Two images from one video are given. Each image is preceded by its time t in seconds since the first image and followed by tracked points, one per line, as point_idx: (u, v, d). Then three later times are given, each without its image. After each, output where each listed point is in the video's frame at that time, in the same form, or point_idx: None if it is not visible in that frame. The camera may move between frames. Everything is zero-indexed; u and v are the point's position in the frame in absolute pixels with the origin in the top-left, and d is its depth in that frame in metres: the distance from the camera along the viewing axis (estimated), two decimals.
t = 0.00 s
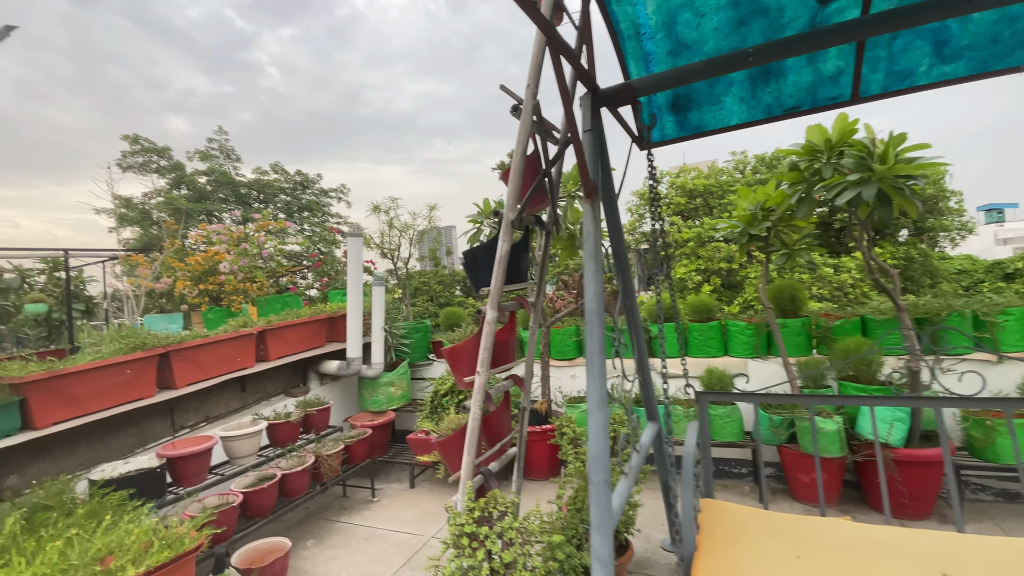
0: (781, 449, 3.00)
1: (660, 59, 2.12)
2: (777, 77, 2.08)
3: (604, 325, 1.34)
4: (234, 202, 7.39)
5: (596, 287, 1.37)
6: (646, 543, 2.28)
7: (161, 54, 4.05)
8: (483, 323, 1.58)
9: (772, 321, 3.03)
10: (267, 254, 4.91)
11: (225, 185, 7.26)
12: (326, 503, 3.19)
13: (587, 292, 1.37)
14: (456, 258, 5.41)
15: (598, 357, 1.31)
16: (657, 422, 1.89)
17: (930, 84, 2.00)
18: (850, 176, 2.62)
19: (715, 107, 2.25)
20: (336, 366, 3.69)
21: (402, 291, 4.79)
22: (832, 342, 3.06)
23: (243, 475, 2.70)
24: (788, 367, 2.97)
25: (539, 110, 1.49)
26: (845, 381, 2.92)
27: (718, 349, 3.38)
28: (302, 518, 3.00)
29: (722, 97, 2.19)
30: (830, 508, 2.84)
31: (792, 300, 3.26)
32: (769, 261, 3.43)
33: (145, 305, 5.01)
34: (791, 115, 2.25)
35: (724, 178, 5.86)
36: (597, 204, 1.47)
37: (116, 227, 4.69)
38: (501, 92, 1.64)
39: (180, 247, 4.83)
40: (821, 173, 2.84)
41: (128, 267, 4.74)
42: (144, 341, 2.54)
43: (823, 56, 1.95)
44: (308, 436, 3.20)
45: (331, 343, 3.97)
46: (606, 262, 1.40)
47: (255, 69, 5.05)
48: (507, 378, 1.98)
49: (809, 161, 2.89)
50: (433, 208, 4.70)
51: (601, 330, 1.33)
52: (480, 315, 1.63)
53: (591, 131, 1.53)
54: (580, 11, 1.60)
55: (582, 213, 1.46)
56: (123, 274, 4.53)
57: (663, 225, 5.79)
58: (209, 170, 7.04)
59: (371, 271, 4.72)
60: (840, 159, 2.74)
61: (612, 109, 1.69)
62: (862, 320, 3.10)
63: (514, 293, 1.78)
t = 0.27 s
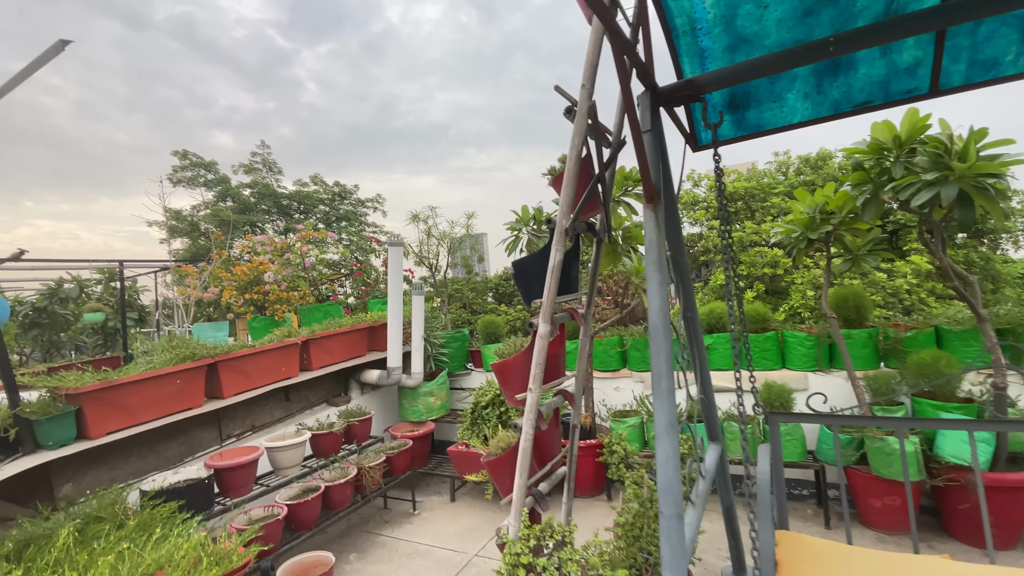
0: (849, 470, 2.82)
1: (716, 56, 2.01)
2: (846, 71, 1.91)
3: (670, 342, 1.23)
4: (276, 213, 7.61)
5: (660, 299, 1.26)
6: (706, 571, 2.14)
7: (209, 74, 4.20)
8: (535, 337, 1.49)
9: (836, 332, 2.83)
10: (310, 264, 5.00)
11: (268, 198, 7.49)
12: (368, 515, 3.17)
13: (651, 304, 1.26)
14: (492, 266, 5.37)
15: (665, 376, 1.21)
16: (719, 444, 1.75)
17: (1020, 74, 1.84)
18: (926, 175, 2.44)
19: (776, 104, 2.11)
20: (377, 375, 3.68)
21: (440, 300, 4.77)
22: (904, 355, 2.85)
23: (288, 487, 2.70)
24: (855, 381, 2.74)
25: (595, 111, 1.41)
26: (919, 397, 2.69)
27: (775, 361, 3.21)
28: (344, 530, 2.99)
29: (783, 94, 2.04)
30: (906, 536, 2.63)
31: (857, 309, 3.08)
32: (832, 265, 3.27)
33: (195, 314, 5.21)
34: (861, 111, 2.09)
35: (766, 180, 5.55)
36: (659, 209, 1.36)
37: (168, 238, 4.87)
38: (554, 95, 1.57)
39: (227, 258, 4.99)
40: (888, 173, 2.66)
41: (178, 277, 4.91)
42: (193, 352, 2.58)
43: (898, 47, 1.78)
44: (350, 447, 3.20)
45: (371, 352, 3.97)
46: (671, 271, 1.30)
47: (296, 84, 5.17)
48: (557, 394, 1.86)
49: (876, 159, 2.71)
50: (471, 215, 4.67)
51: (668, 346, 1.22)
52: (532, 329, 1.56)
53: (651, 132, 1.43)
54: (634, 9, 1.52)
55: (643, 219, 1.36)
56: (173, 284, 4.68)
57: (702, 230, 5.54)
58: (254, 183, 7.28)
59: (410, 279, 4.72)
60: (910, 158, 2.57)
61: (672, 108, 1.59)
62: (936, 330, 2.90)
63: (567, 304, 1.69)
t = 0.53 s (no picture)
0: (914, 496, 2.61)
1: (767, 54, 1.90)
2: (912, 66, 1.76)
3: (735, 363, 1.13)
4: (308, 227, 7.72)
5: (722, 317, 1.16)
6: None
7: (245, 94, 4.28)
8: (580, 356, 1.38)
9: (898, 347, 2.62)
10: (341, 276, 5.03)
11: (300, 212, 7.62)
12: (400, 535, 3.09)
13: (713, 324, 1.16)
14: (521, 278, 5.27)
15: (730, 403, 1.10)
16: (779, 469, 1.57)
17: None
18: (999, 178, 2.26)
19: (832, 103, 1.97)
20: (408, 390, 3.61)
21: (470, 312, 4.70)
22: (975, 372, 2.62)
23: (319, 505, 2.65)
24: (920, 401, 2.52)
25: (641, 115, 1.32)
26: (994, 419, 2.47)
27: (829, 378, 3.04)
28: (375, 550, 2.91)
29: (841, 93, 1.90)
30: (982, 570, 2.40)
31: (919, 322, 2.88)
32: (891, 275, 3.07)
33: (231, 326, 5.32)
34: (927, 109, 1.93)
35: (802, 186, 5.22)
36: (718, 218, 1.26)
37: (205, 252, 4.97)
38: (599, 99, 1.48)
39: (262, 271, 5.07)
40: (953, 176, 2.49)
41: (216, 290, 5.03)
42: (228, 367, 2.56)
43: (972, 38, 1.62)
44: (381, 464, 3.14)
45: (402, 366, 3.93)
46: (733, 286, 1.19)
47: (327, 102, 5.24)
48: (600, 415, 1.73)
49: (938, 162, 2.54)
50: (501, 226, 4.60)
51: (733, 370, 1.12)
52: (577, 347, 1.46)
53: (707, 135, 1.33)
54: (684, 6, 1.43)
55: (699, 229, 1.25)
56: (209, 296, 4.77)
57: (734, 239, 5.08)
58: (287, 197, 7.43)
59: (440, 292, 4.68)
60: (977, 160, 2.40)
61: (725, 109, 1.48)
62: (1008, 344, 2.70)
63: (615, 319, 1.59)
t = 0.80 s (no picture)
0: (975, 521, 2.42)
1: (812, 54, 1.81)
2: (969, 63, 1.65)
3: (797, 380, 1.06)
4: (336, 241, 7.84)
5: (782, 332, 1.09)
6: None
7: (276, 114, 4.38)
8: (623, 373, 1.30)
9: (954, 361, 2.45)
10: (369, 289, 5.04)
11: (328, 226, 7.74)
12: (430, 553, 3.04)
13: (773, 340, 1.09)
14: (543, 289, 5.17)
15: (795, 426, 1.03)
16: (837, 496, 1.36)
17: None
18: None
19: (883, 104, 1.86)
20: (436, 404, 3.57)
21: (497, 324, 4.65)
22: None
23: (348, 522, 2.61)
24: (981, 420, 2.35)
25: (685, 120, 1.26)
26: None
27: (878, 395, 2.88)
28: (404, 569, 2.85)
29: (892, 93, 1.80)
30: None
31: (975, 335, 2.69)
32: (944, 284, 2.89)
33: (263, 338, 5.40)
34: (985, 109, 1.81)
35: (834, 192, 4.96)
36: (772, 224, 1.18)
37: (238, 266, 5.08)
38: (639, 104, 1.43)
39: (291, 285, 5.14)
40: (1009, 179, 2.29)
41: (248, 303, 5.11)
42: (258, 381, 2.57)
43: None
44: (410, 480, 3.09)
45: (429, 379, 3.89)
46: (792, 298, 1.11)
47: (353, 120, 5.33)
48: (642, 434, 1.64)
49: (991, 167, 2.39)
50: (528, 237, 4.56)
51: (797, 389, 1.04)
52: (620, 363, 1.39)
53: (757, 138, 1.27)
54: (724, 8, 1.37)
55: (753, 236, 1.18)
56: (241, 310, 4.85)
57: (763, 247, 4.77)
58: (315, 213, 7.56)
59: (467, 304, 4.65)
60: None
61: (775, 110, 1.41)
62: None
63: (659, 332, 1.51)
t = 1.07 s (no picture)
0: None
1: (853, 55, 1.74)
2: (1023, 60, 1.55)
3: (858, 395, 0.98)
4: (356, 251, 7.90)
5: (839, 343, 1.02)
6: None
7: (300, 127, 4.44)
8: (666, 386, 1.24)
9: (1003, 373, 2.32)
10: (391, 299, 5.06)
11: (349, 237, 7.82)
12: (455, 568, 2.98)
13: (830, 350, 1.02)
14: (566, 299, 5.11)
15: (858, 444, 0.95)
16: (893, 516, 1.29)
17: None
18: None
19: (929, 104, 1.78)
20: (460, 414, 3.53)
21: (520, 334, 4.61)
22: None
23: (374, 536, 2.57)
24: None
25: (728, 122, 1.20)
26: None
27: (922, 408, 2.74)
28: None
29: (939, 92, 1.71)
30: None
31: None
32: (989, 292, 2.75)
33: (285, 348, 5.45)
34: None
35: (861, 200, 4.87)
36: (825, 229, 1.12)
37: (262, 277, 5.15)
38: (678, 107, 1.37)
39: (314, 295, 5.18)
40: None
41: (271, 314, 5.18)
42: (284, 391, 2.56)
43: None
44: (435, 492, 3.05)
45: (453, 390, 3.86)
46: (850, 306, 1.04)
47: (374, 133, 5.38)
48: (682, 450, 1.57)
49: None
50: (550, 246, 4.53)
51: (859, 404, 0.97)
52: (660, 375, 1.32)
53: (807, 139, 1.21)
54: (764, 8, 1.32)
55: (804, 241, 1.12)
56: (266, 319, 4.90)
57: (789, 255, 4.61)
58: (337, 224, 7.65)
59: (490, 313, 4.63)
60: None
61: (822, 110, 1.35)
62: None
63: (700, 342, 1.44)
